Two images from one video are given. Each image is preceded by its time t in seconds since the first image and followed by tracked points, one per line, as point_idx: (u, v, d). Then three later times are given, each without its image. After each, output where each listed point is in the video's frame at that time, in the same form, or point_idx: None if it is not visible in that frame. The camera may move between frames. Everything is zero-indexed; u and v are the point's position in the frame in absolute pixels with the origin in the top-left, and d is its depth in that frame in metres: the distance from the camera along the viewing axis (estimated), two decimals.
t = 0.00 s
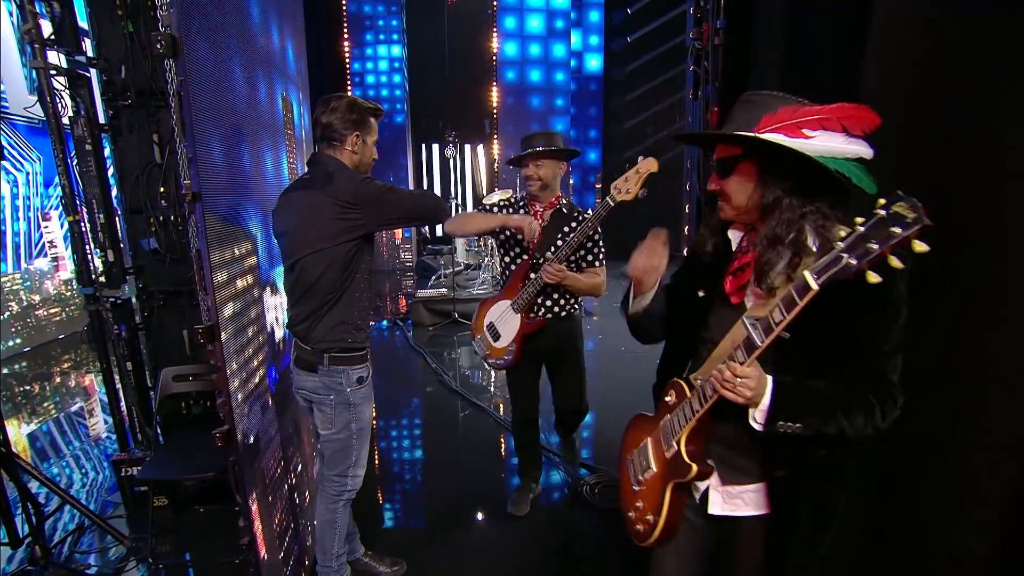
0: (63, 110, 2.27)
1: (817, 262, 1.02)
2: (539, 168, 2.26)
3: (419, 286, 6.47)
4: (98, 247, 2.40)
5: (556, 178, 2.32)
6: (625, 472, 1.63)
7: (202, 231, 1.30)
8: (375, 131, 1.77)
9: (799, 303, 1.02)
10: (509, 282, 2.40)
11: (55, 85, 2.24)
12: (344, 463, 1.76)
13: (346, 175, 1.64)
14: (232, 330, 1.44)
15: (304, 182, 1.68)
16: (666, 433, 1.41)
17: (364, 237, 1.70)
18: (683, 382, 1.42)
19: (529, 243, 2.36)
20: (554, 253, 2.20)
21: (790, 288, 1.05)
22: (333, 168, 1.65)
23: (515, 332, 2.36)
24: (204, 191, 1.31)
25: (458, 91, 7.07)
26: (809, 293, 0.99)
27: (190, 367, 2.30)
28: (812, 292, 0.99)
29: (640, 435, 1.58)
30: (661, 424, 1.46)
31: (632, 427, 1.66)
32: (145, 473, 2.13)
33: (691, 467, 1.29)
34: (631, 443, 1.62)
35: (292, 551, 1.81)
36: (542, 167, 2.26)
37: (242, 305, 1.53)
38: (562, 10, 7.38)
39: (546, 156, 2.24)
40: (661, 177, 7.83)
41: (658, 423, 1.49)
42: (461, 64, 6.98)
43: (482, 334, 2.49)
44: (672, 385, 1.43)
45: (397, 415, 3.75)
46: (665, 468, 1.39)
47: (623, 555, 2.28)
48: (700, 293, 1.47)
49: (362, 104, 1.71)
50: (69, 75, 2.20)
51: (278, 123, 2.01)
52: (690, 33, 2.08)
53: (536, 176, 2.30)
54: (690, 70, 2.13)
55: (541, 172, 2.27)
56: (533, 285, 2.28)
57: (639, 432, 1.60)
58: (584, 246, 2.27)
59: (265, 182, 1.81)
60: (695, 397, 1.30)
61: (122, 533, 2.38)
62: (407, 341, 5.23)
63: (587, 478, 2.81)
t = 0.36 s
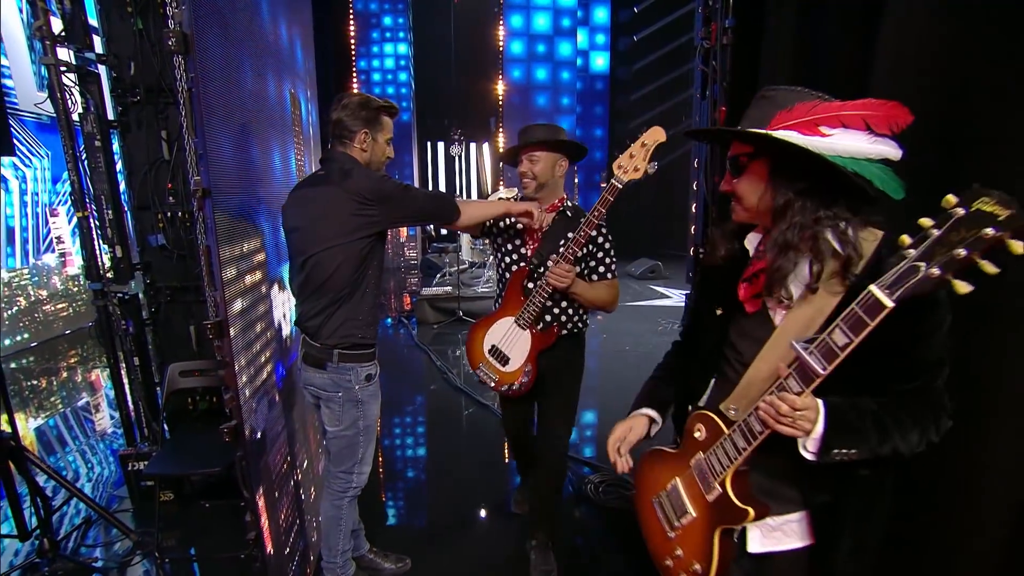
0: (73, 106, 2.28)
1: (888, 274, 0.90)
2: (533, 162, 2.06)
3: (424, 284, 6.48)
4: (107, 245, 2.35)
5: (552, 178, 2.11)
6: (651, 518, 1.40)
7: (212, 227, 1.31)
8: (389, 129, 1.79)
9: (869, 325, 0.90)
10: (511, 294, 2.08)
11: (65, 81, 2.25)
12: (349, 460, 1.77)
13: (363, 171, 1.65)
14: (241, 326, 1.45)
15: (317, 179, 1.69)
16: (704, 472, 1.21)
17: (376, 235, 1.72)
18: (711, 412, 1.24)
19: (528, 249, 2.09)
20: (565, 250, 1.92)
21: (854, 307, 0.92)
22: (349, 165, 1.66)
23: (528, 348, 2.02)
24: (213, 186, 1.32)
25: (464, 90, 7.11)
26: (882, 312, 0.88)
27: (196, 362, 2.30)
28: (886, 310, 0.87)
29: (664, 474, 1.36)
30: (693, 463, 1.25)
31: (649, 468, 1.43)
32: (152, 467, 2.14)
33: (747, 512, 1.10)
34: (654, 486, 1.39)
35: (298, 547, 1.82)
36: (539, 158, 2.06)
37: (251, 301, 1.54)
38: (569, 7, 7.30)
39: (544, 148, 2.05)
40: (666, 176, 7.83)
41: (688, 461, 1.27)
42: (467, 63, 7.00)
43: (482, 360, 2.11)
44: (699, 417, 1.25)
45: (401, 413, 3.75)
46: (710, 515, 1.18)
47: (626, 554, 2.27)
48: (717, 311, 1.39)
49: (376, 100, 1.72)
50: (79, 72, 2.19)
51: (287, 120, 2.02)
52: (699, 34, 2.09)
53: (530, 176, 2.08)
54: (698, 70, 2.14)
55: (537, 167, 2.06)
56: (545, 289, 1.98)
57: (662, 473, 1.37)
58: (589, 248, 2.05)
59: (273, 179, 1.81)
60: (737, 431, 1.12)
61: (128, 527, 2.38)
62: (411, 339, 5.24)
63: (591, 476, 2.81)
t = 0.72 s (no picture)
0: (82, 101, 2.28)
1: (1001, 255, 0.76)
2: (559, 159, 1.99)
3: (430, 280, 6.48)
4: (116, 239, 2.37)
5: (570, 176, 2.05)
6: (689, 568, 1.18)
7: (221, 221, 1.31)
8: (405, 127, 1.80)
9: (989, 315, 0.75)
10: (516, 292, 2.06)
11: (74, 76, 2.25)
12: (352, 455, 1.77)
13: (365, 173, 1.65)
14: (249, 320, 1.45)
15: (324, 174, 1.69)
16: (771, 511, 1.02)
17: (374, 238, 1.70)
18: (762, 442, 1.04)
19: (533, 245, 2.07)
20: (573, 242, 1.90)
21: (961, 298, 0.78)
22: (355, 165, 1.67)
23: (533, 349, 1.99)
24: (222, 180, 1.32)
25: (470, 86, 7.10)
26: (1008, 301, 0.73)
27: (203, 357, 2.30)
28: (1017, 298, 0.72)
29: (705, 517, 1.14)
30: (753, 502, 1.05)
31: (675, 508, 1.21)
32: (159, 461, 2.14)
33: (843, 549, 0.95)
34: (690, 532, 1.17)
35: (304, 540, 1.83)
36: (565, 156, 2.00)
37: (259, 296, 1.54)
38: (576, 2, 7.24)
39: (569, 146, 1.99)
40: (672, 173, 7.78)
41: (741, 501, 1.08)
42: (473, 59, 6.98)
43: (484, 364, 2.10)
44: (748, 448, 1.05)
45: (406, 409, 3.75)
46: (791, 560, 1.01)
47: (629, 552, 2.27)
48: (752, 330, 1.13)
49: (386, 98, 1.69)
50: (87, 66, 2.19)
51: (294, 114, 2.01)
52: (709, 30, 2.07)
53: (552, 174, 2.02)
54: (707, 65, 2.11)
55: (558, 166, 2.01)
56: (552, 284, 1.94)
57: (700, 516, 1.16)
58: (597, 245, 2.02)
59: (281, 173, 1.81)
60: (808, 459, 0.95)
61: (135, 521, 2.39)
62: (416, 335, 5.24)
63: (595, 473, 2.80)
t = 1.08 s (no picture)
0: (87, 98, 2.29)
1: None
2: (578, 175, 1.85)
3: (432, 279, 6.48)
4: (119, 237, 2.38)
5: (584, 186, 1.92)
6: None
7: (227, 219, 1.31)
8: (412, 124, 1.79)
9: None
10: (530, 303, 1.97)
11: (79, 73, 2.25)
12: (353, 453, 1.77)
13: (358, 181, 1.65)
14: (254, 318, 1.45)
15: (328, 172, 1.69)
16: None
17: (363, 241, 1.70)
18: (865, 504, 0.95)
19: (548, 253, 1.97)
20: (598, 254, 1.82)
21: None
22: (352, 170, 1.69)
23: (548, 363, 1.94)
24: (229, 178, 1.32)
25: (473, 84, 7.13)
26: None
27: (206, 355, 2.29)
28: None
29: None
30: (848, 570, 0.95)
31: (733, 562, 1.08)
32: (163, 459, 2.14)
33: None
34: None
35: (307, 538, 1.83)
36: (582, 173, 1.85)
37: (264, 294, 1.54)
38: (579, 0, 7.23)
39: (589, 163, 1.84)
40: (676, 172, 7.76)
41: (829, 566, 0.97)
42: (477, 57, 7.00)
43: (493, 376, 2.02)
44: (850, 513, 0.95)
45: (408, 407, 3.75)
46: None
47: (632, 552, 2.26)
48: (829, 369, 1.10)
49: (394, 96, 1.68)
50: (92, 63, 2.19)
51: (300, 112, 2.01)
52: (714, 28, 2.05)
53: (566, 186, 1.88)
54: (713, 64, 2.04)
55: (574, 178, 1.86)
56: (573, 297, 1.88)
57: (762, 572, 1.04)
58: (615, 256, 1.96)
59: (286, 172, 1.81)
60: (938, 542, 0.86)
61: (138, 518, 2.39)
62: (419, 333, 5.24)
63: (598, 473, 2.80)
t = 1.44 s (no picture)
0: (89, 96, 2.29)
1: None
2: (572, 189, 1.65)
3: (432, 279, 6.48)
4: (121, 235, 2.38)
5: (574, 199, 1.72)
6: None
7: (230, 218, 1.31)
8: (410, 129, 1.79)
9: None
10: (530, 341, 1.73)
11: (82, 71, 2.25)
12: (349, 453, 1.76)
13: (349, 179, 1.66)
14: (256, 317, 1.45)
15: (330, 171, 1.69)
16: None
17: (356, 242, 1.71)
18: None
19: (542, 279, 1.75)
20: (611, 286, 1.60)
21: None
22: (342, 166, 1.69)
23: (551, 407, 1.72)
24: (232, 177, 1.32)
25: (474, 85, 7.14)
26: None
27: (207, 353, 2.30)
28: None
29: None
30: None
31: None
32: (162, 457, 2.14)
33: None
34: None
35: (307, 538, 1.83)
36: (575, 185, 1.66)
37: (266, 292, 1.54)
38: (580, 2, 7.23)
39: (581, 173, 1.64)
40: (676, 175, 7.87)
41: None
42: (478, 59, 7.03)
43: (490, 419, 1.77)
44: None
45: (407, 407, 3.75)
46: None
47: (631, 553, 2.26)
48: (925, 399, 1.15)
49: (391, 95, 1.68)
50: (95, 61, 2.18)
51: (302, 112, 2.01)
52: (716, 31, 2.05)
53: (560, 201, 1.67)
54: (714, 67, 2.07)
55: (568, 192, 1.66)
56: (581, 335, 1.65)
57: None
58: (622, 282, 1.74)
59: (289, 171, 1.82)
60: None
61: (137, 517, 2.38)
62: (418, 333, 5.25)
63: (598, 473, 2.81)
